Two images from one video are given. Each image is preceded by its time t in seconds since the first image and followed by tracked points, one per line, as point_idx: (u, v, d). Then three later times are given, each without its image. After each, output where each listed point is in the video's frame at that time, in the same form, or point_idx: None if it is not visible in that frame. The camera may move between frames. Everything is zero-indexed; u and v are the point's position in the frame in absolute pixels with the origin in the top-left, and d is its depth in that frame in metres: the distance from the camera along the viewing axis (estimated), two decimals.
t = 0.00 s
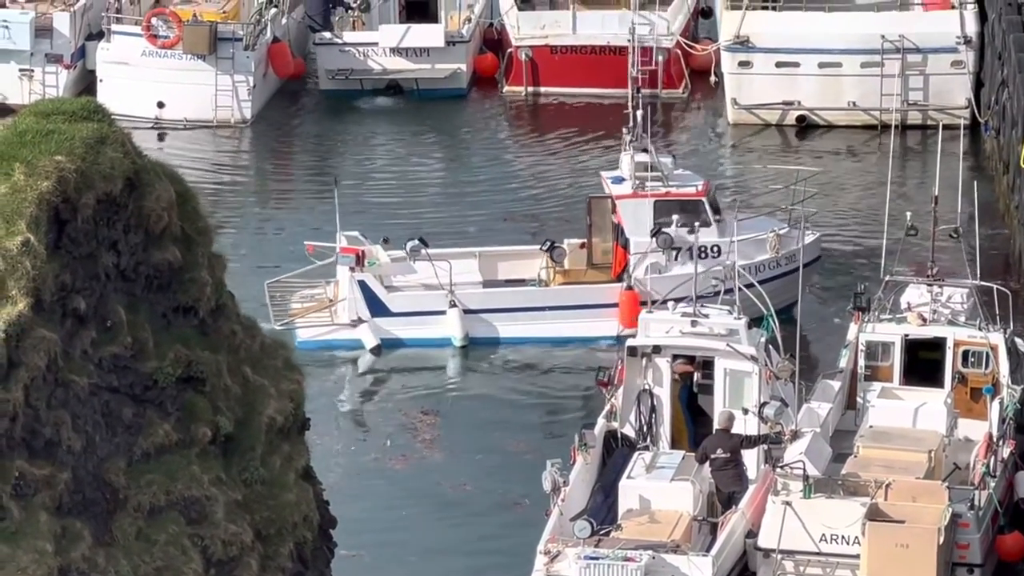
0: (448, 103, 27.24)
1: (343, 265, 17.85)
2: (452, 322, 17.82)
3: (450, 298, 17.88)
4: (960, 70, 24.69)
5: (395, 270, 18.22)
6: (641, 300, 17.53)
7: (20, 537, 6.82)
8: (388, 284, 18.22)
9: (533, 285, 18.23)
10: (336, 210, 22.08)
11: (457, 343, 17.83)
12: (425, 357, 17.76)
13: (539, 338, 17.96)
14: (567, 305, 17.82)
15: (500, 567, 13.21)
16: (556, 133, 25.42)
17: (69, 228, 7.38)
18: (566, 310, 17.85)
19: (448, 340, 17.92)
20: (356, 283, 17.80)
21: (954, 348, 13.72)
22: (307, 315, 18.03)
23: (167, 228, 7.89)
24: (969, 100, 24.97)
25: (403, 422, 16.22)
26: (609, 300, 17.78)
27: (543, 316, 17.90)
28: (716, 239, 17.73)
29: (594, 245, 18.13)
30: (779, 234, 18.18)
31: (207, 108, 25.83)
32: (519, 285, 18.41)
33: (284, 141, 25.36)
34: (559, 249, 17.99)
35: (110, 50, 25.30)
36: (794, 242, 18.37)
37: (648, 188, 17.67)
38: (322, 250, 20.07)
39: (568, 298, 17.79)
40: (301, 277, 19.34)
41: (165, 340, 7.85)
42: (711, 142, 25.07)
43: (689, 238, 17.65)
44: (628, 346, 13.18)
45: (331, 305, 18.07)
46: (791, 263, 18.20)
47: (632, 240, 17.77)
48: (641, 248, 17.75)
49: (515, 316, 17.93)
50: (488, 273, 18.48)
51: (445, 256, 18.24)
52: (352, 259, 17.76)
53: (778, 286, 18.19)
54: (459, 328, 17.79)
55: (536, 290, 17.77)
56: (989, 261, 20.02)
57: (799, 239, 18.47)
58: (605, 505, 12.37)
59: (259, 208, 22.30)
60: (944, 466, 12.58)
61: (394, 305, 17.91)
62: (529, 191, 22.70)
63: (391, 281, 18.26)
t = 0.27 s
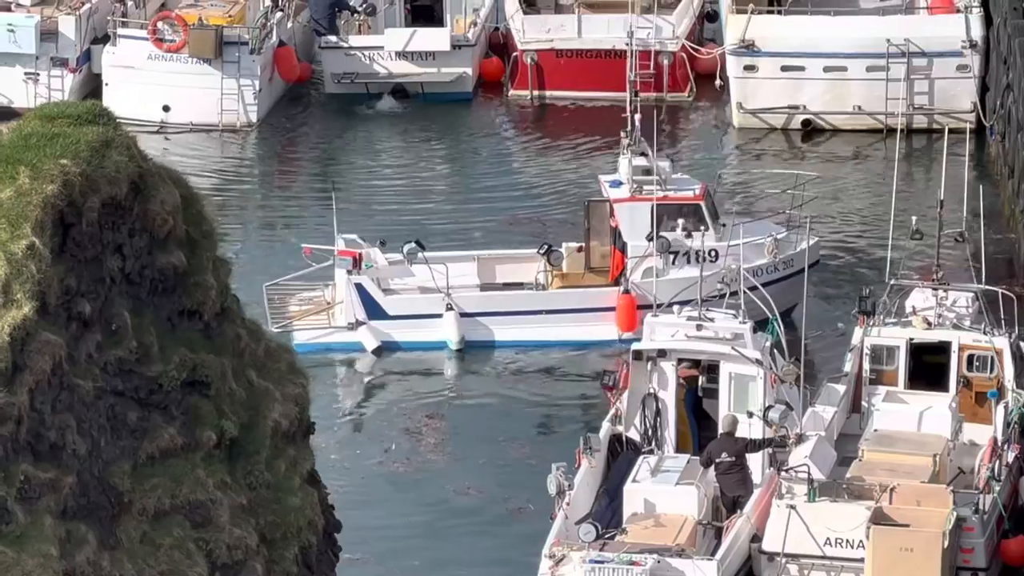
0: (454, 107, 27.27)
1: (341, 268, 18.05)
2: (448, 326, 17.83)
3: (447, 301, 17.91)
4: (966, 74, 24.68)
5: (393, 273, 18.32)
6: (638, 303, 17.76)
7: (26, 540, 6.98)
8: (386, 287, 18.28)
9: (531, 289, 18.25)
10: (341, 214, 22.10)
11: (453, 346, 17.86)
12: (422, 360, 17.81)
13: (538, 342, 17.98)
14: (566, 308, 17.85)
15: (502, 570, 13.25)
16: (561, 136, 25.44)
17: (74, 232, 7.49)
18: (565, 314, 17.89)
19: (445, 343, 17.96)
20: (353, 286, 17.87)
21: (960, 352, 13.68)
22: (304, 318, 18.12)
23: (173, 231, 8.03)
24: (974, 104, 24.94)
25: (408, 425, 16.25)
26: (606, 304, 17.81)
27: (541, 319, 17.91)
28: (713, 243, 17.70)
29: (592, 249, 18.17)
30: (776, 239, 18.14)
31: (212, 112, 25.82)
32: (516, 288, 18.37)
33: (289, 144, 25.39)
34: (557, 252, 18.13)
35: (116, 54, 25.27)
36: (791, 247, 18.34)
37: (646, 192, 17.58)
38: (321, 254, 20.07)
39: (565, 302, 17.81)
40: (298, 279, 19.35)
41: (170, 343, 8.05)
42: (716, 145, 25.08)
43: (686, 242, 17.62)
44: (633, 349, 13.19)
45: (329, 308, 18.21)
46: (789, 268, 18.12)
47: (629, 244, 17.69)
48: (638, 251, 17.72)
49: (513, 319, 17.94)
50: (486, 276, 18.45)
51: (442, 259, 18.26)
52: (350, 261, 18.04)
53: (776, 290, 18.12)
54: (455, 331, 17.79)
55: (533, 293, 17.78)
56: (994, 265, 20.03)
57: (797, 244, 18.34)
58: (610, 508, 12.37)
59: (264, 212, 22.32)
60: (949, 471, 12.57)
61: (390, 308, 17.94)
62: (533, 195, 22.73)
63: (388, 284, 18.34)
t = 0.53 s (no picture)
0: (460, 111, 27.29)
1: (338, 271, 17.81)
2: (444, 329, 17.83)
3: (443, 305, 17.93)
4: (973, 78, 24.69)
5: (391, 276, 18.29)
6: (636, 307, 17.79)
7: (32, 543, 6.95)
8: (383, 290, 18.22)
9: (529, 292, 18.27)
10: (347, 218, 22.11)
11: (449, 349, 17.86)
12: (418, 363, 17.82)
13: (535, 345, 17.97)
14: (564, 312, 17.83)
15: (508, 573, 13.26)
16: (568, 140, 25.45)
17: (81, 235, 7.52)
18: (563, 317, 17.87)
19: (441, 346, 17.96)
20: (351, 289, 17.81)
21: (965, 356, 13.70)
22: (302, 321, 18.13)
23: (179, 234, 8.06)
24: (981, 108, 24.94)
25: (413, 429, 16.25)
26: (603, 308, 17.83)
27: (539, 323, 17.90)
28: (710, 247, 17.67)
29: (590, 253, 18.16)
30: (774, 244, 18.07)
31: (219, 116, 25.86)
32: (514, 292, 18.41)
33: (296, 148, 25.42)
34: (555, 256, 18.33)
35: (123, 57, 25.29)
36: (789, 252, 18.30)
37: (644, 196, 17.57)
38: (315, 253, 20.06)
39: (562, 305, 17.82)
40: (297, 282, 19.35)
41: (176, 347, 8.05)
42: (723, 149, 25.07)
43: (684, 246, 17.67)
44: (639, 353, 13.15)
45: (326, 311, 18.22)
46: (786, 273, 18.11)
47: (626, 247, 17.67)
48: (636, 255, 17.69)
49: (511, 323, 17.95)
50: (484, 280, 18.53)
51: (439, 263, 18.31)
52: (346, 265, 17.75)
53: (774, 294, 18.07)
54: (451, 334, 17.79)
55: (531, 296, 17.79)
56: (999, 269, 20.02)
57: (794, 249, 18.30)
58: (616, 511, 12.38)
59: (270, 215, 22.33)
60: (955, 475, 12.56)
61: (387, 311, 17.96)
62: (539, 198, 22.74)
63: (386, 287, 18.29)
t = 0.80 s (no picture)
0: (467, 115, 27.32)
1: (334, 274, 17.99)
2: (440, 333, 17.92)
3: (440, 309, 17.98)
4: (980, 82, 24.69)
5: (389, 280, 18.17)
6: (633, 312, 17.78)
7: (39, 546, 7.14)
8: (380, 294, 18.22)
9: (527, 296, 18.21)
10: (354, 222, 22.15)
11: (445, 353, 17.95)
12: (414, 367, 17.91)
13: (533, 349, 18.04)
14: (562, 316, 17.87)
15: None
16: (575, 145, 25.47)
17: (88, 239, 7.80)
18: (560, 321, 17.90)
19: (437, 350, 18.05)
20: (347, 293, 17.93)
21: (972, 360, 13.69)
22: (299, 323, 18.17)
23: (187, 239, 8.36)
24: (988, 112, 24.94)
25: (418, 433, 16.28)
26: (600, 312, 17.87)
27: (537, 327, 17.95)
28: (708, 252, 17.68)
29: (589, 257, 18.24)
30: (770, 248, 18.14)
31: (226, 120, 25.84)
32: (511, 295, 18.37)
33: (303, 152, 25.45)
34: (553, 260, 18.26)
35: (131, 61, 25.30)
36: (786, 257, 18.35)
37: (641, 201, 17.66)
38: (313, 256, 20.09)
39: (560, 310, 17.85)
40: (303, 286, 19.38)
41: (183, 350, 8.33)
42: (730, 153, 25.07)
43: (680, 251, 17.72)
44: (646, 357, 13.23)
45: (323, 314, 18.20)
46: (784, 277, 18.19)
47: (623, 252, 17.79)
48: (633, 260, 17.81)
49: (509, 327, 18.00)
50: (482, 283, 18.46)
51: (436, 266, 18.25)
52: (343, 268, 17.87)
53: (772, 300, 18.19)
54: (447, 338, 17.88)
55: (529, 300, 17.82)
56: (1006, 273, 20.02)
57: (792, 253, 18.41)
58: (623, 515, 12.46)
59: (276, 220, 22.37)
60: (961, 479, 12.56)
61: (384, 314, 18.04)
62: (546, 203, 22.76)
63: (383, 290, 18.25)
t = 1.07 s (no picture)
0: (476, 120, 27.34)
1: (332, 278, 18.01)
2: (438, 337, 17.94)
3: (437, 313, 18.00)
4: (988, 87, 24.67)
5: (388, 283, 18.33)
6: (630, 317, 17.77)
7: (47, 550, 7.18)
8: (378, 297, 18.32)
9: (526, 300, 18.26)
10: (363, 226, 22.17)
11: (442, 357, 17.97)
12: (411, 371, 17.92)
13: (531, 354, 18.08)
14: (559, 321, 17.93)
15: None
16: (583, 150, 25.49)
17: (96, 244, 7.84)
18: (558, 326, 17.96)
19: (434, 354, 18.07)
20: (345, 297, 17.97)
21: (979, 365, 13.71)
22: (297, 327, 18.23)
23: (194, 245, 8.38)
24: (996, 117, 24.93)
25: (425, 438, 16.28)
26: (597, 317, 17.87)
27: (534, 331, 17.99)
28: (706, 257, 17.75)
29: (587, 261, 18.28)
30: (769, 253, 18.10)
31: (235, 125, 25.90)
32: (510, 300, 18.42)
33: (312, 157, 25.48)
34: (550, 265, 18.22)
35: (139, 67, 25.33)
36: (785, 262, 18.51)
37: (639, 206, 17.71)
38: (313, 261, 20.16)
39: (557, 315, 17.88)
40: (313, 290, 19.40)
41: (191, 356, 8.36)
42: (738, 159, 25.08)
43: (679, 256, 17.76)
44: (653, 362, 13.26)
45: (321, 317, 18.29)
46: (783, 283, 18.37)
47: (621, 257, 17.82)
48: (630, 265, 17.84)
49: (506, 331, 18.03)
50: (480, 288, 18.51)
51: (433, 270, 18.34)
52: (341, 272, 17.93)
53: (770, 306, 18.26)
54: (445, 342, 17.91)
55: (528, 305, 17.84)
56: (1014, 278, 20.00)
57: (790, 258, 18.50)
58: (630, 519, 12.43)
59: (285, 225, 22.39)
60: (968, 484, 12.55)
61: (381, 319, 18.06)
62: (554, 208, 22.78)
63: (382, 294, 18.38)
